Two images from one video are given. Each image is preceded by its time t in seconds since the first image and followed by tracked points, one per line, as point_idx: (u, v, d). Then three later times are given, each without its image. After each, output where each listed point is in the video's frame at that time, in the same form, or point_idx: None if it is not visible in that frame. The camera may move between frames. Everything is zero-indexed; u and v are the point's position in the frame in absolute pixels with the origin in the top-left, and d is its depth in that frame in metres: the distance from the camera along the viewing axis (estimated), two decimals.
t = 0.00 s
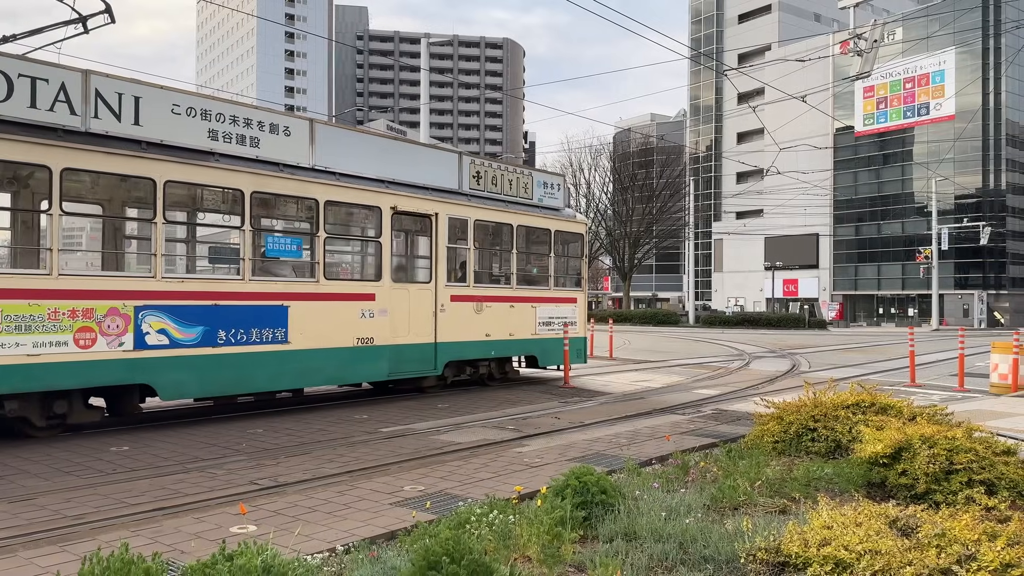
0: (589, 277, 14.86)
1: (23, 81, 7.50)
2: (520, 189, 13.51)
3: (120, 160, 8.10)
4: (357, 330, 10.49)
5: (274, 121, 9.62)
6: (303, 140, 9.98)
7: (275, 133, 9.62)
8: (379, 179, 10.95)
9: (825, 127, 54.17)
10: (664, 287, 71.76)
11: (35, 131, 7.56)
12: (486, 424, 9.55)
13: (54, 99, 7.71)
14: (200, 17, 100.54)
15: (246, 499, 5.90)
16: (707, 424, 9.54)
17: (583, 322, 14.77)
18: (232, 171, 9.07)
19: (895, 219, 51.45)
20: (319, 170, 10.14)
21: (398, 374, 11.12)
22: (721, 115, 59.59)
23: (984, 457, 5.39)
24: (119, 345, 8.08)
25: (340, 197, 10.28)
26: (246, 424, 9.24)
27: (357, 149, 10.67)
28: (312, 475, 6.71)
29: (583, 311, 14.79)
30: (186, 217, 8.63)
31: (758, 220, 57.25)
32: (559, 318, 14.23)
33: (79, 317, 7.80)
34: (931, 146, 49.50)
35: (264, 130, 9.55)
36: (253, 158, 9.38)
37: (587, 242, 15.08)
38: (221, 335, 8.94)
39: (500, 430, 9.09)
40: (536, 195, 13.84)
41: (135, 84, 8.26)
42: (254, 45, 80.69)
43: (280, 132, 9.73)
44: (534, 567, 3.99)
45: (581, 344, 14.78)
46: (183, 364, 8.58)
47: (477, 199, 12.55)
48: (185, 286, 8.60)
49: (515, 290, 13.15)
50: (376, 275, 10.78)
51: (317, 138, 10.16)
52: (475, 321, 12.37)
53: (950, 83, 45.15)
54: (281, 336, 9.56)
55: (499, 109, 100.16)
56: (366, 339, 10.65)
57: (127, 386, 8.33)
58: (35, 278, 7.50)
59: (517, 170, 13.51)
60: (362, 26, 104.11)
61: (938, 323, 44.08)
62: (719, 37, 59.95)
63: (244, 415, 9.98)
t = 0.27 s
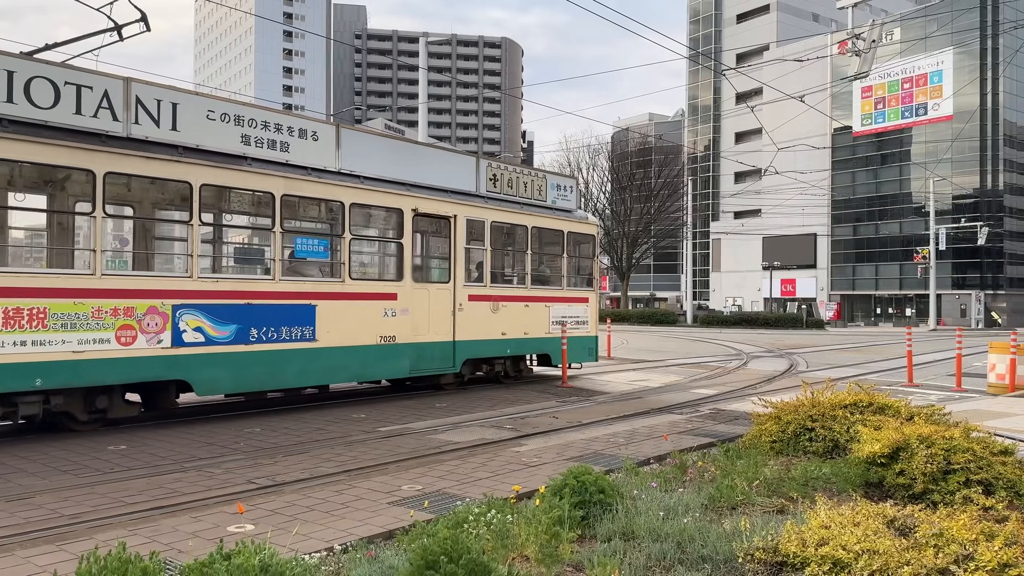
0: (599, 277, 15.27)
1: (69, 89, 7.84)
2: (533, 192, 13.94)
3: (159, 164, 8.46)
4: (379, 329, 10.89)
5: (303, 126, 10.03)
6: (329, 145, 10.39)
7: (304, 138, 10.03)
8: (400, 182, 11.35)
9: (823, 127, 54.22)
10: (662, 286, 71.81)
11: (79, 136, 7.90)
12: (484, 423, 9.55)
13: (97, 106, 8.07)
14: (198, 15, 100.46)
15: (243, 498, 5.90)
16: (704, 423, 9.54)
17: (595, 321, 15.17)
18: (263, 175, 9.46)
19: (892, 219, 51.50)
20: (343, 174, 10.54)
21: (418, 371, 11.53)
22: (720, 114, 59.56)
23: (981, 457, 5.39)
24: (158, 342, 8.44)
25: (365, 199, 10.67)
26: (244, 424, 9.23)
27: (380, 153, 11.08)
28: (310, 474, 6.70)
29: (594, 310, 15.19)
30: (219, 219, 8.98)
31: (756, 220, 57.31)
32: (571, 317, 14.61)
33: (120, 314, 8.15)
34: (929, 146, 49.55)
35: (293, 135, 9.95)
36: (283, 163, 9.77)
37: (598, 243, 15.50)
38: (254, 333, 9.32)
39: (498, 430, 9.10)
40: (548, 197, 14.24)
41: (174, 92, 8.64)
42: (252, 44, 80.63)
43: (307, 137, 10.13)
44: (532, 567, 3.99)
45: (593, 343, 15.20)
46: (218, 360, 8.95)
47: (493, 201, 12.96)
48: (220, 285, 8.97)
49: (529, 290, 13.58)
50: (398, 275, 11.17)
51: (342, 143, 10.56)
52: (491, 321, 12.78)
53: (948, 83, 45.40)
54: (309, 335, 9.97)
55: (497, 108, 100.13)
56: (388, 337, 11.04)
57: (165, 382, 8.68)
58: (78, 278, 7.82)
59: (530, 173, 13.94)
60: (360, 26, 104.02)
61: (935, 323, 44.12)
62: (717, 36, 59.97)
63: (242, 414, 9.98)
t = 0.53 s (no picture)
0: (611, 278, 15.56)
1: (114, 97, 8.16)
2: (549, 195, 14.24)
3: (198, 168, 8.79)
4: (403, 327, 11.22)
5: (332, 131, 10.34)
6: (356, 150, 10.71)
7: (333, 143, 10.34)
8: (423, 185, 11.66)
9: (822, 127, 54.27)
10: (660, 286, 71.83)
11: (123, 142, 8.22)
12: (483, 423, 9.54)
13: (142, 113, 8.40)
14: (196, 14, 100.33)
15: (241, 497, 5.90)
16: (703, 423, 9.54)
17: (606, 321, 15.34)
18: (295, 179, 9.80)
19: (890, 219, 51.55)
20: (371, 177, 10.87)
21: (439, 368, 11.86)
22: (718, 115, 59.55)
23: (979, 457, 5.40)
24: (197, 340, 8.78)
25: (389, 202, 11.00)
26: (241, 423, 9.21)
27: (403, 157, 11.39)
28: (307, 474, 6.69)
29: (607, 310, 15.48)
30: (253, 222, 9.31)
31: (755, 220, 57.34)
32: (584, 316, 14.86)
33: (161, 313, 8.48)
34: (927, 147, 49.56)
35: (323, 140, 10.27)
36: (313, 167, 10.10)
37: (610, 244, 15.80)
38: (285, 331, 9.67)
39: (496, 429, 9.10)
40: (563, 199, 14.55)
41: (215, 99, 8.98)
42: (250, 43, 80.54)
43: (337, 141, 10.45)
44: (531, 566, 4.00)
45: (604, 342, 15.30)
46: (252, 357, 9.31)
47: (510, 204, 13.27)
48: (253, 285, 9.31)
49: (544, 289, 13.91)
50: (420, 275, 11.50)
51: (369, 148, 10.88)
52: (508, 320, 13.11)
53: (946, 84, 46.12)
54: (336, 333, 10.30)
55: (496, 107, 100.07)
56: (410, 335, 11.37)
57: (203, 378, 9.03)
58: (122, 278, 8.14)
59: (546, 176, 14.24)
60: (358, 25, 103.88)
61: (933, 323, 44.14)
62: (716, 36, 59.98)
63: (240, 413, 9.97)
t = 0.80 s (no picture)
0: (623, 278, 15.79)
1: (158, 105, 8.45)
2: (564, 197, 14.51)
3: (237, 173, 9.10)
4: (425, 326, 11.52)
5: (359, 137, 10.63)
6: (382, 154, 11.01)
7: (361, 148, 10.65)
8: (445, 188, 11.95)
9: (820, 127, 54.39)
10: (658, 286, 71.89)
11: (167, 147, 8.51)
12: (481, 422, 9.54)
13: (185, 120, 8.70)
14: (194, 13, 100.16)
15: (239, 497, 5.89)
16: (701, 422, 9.55)
17: (618, 320, 15.63)
18: (325, 183, 10.11)
19: (888, 220, 51.59)
20: (396, 181, 11.18)
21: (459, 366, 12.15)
22: (716, 115, 59.52)
23: (977, 457, 5.40)
24: (235, 338, 9.09)
25: (412, 206, 11.30)
26: (239, 423, 9.20)
27: (427, 161, 11.69)
28: (305, 474, 6.68)
29: (619, 310, 15.72)
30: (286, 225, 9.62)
31: (753, 220, 57.41)
32: (596, 316, 15.11)
33: (201, 312, 8.76)
34: (924, 147, 49.38)
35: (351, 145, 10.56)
36: (342, 171, 10.40)
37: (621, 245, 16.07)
38: (316, 329, 9.98)
39: (495, 429, 9.11)
40: (577, 201, 14.83)
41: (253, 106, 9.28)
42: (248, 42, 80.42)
43: (364, 146, 10.75)
44: (530, 566, 4.00)
45: (614, 341, 15.55)
46: (285, 354, 9.62)
47: (527, 207, 13.55)
48: (286, 285, 9.61)
49: (559, 290, 14.17)
50: (441, 276, 11.78)
51: (394, 153, 11.17)
52: (524, 318, 13.40)
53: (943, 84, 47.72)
54: (363, 332, 10.60)
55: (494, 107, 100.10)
56: (432, 334, 11.67)
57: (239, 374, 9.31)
58: (164, 279, 8.41)
59: (561, 179, 14.50)
60: (357, 24, 103.78)
61: (931, 323, 44.16)
62: (714, 37, 60.03)
63: (239, 412, 9.97)
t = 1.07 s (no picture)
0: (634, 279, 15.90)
1: (197, 113, 8.79)
2: (578, 200, 14.80)
3: (271, 178, 9.44)
4: (446, 325, 11.84)
5: (385, 143, 10.96)
6: (405, 160, 11.33)
7: (386, 154, 10.97)
8: (465, 192, 12.27)
9: (818, 128, 54.47)
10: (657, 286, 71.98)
11: (206, 154, 8.85)
12: (479, 422, 9.54)
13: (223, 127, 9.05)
14: (192, 12, 100.00)
15: (238, 497, 5.89)
16: (699, 422, 9.56)
17: (629, 320, 15.75)
18: (352, 188, 10.43)
19: (886, 220, 51.70)
20: (419, 184, 11.52)
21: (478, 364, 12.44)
22: (715, 115, 59.49)
23: (975, 457, 5.41)
24: (269, 337, 9.43)
25: (434, 209, 11.62)
26: (237, 423, 9.20)
27: (448, 166, 12.01)
28: (303, 474, 6.68)
29: (631, 310, 15.86)
30: (317, 228, 9.94)
31: (751, 220, 57.47)
32: (609, 316, 15.30)
33: (238, 312, 9.11)
34: (923, 147, 49.54)
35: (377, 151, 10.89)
36: (368, 176, 10.72)
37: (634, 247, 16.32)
38: (344, 328, 10.32)
39: (493, 429, 9.11)
40: (591, 204, 15.15)
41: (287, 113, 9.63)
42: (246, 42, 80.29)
43: (389, 152, 11.07)
44: (528, 566, 4.00)
45: (627, 340, 15.71)
46: (315, 352, 9.97)
47: (543, 209, 13.85)
48: (316, 286, 9.95)
49: (574, 290, 14.37)
50: (461, 277, 12.10)
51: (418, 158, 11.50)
52: (541, 318, 13.69)
53: (942, 85, 47.64)
54: (388, 331, 10.93)
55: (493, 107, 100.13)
56: (453, 333, 12.00)
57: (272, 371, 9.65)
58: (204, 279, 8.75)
59: (576, 183, 14.81)
60: (355, 24, 103.67)
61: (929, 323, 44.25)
62: (712, 37, 60.04)
63: (238, 411, 9.98)
